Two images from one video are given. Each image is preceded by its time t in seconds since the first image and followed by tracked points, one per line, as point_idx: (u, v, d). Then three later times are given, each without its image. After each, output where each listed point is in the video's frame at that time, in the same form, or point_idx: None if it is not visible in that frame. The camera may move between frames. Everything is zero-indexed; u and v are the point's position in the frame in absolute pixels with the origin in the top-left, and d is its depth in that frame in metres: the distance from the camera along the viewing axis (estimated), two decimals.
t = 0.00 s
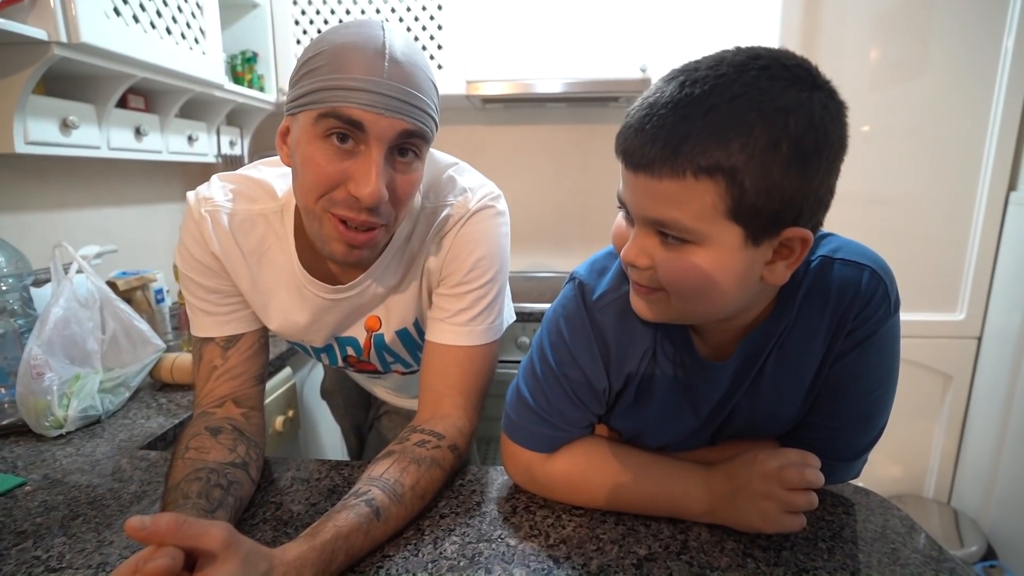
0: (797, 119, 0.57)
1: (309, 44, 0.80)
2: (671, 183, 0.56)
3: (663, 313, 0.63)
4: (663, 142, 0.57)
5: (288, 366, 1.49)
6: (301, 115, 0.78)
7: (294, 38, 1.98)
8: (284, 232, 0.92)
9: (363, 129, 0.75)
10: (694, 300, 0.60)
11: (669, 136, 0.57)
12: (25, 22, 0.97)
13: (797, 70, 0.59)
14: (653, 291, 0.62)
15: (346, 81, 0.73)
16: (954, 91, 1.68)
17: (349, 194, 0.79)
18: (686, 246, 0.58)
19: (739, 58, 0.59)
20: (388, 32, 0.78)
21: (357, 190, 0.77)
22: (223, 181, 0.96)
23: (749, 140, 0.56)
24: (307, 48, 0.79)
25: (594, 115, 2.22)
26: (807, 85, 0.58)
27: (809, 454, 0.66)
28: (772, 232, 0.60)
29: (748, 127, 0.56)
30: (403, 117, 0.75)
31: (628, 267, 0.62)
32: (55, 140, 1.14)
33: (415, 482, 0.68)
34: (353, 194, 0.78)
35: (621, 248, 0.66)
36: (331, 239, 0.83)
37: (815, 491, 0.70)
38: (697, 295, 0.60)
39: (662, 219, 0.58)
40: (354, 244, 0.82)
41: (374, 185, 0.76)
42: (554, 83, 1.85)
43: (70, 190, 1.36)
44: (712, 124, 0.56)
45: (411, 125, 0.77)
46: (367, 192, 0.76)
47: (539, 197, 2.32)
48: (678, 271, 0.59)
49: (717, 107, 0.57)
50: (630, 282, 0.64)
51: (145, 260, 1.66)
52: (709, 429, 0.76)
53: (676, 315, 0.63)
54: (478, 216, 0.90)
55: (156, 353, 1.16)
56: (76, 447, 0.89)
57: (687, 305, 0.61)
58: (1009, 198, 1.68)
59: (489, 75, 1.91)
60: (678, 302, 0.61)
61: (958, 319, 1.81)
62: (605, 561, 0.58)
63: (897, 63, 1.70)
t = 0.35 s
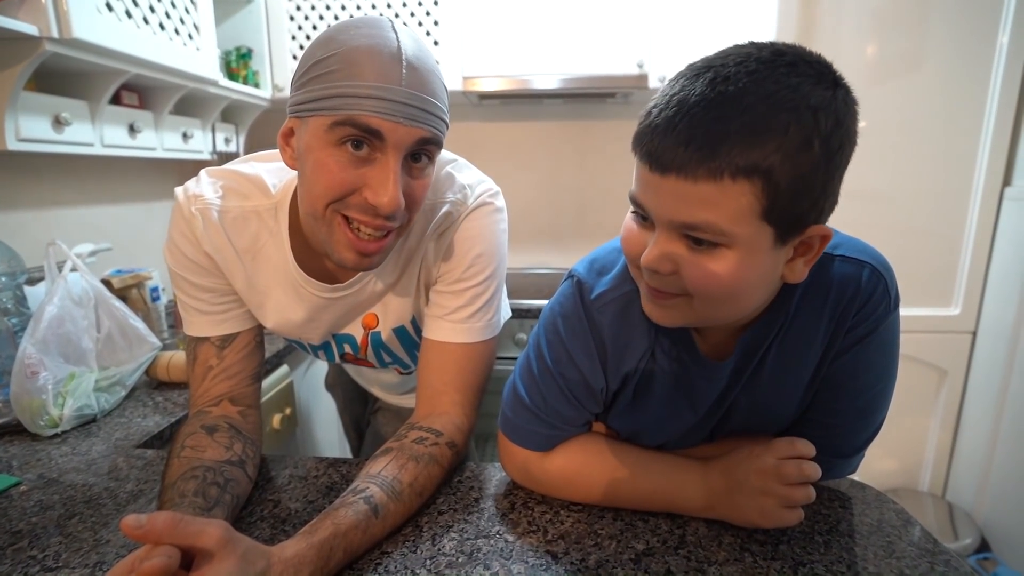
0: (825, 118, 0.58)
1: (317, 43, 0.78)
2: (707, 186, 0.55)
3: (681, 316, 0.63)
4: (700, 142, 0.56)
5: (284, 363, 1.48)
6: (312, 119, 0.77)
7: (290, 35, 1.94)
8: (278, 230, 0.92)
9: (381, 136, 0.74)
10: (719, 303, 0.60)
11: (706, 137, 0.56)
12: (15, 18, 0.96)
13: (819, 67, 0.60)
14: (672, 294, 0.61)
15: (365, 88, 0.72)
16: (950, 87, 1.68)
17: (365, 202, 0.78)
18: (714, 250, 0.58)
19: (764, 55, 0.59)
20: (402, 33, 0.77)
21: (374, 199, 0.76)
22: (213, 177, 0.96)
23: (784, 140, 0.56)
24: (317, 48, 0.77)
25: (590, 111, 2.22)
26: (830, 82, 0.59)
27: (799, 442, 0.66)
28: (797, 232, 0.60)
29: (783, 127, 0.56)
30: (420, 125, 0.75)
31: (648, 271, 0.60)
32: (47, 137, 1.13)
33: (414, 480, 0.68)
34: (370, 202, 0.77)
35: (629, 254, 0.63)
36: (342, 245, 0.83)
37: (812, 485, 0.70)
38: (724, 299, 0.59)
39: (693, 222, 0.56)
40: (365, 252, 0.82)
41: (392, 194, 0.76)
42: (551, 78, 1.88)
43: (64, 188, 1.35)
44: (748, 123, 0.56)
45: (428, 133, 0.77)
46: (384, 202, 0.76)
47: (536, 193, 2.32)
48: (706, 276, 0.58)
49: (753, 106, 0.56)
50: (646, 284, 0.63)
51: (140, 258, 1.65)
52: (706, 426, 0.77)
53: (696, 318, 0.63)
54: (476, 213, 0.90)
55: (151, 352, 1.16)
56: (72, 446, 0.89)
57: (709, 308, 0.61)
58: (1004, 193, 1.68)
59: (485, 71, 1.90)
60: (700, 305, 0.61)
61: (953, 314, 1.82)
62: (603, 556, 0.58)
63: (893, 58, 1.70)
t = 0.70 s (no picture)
0: (831, 118, 0.58)
1: (302, 51, 0.74)
2: (720, 188, 0.55)
3: (689, 316, 0.63)
4: (712, 145, 0.55)
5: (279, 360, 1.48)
6: (320, 138, 0.74)
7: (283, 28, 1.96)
8: (271, 226, 0.91)
9: (404, 144, 0.74)
10: (727, 302, 0.60)
11: (717, 140, 0.55)
12: (4, 13, 0.94)
13: (822, 65, 0.60)
14: (680, 295, 0.61)
15: (378, 101, 0.70)
16: (944, 82, 1.69)
17: (396, 211, 0.77)
18: (723, 250, 0.57)
19: (770, 54, 0.59)
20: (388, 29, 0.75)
21: (406, 205, 0.76)
22: (206, 174, 0.95)
23: (794, 140, 0.56)
24: (306, 59, 0.74)
25: (585, 106, 2.21)
26: (831, 79, 0.60)
27: (794, 439, 0.65)
28: (801, 229, 0.60)
29: (792, 127, 0.56)
30: (436, 123, 0.75)
31: (656, 273, 0.60)
32: (38, 134, 1.12)
33: (409, 476, 0.68)
34: (402, 209, 0.76)
35: (631, 253, 0.63)
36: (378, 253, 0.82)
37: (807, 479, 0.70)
38: (734, 299, 0.59)
39: (702, 224, 0.56)
40: (401, 253, 0.82)
41: (423, 195, 0.75)
42: (547, 74, 1.88)
43: (56, 185, 1.34)
44: (758, 124, 0.56)
45: (441, 127, 0.77)
46: (418, 205, 0.75)
47: (531, 188, 2.31)
48: (717, 277, 0.58)
49: (764, 107, 0.56)
50: (651, 284, 0.63)
51: (133, 255, 1.64)
52: (700, 420, 0.77)
53: (704, 317, 0.63)
54: (472, 209, 0.90)
55: (145, 349, 1.15)
56: (64, 445, 0.88)
57: (718, 308, 0.61)
58: (997, 188, 1.69)
59: (480, 66, 1.90)
60: (709, 306, 0.61)
61: (946, 308, 1.83)
62: (598, 551, 0.58)
63: (887, 54, 1.70)
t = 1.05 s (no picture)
0: (819, 124, 0.58)
1: (299, 62, 0.73)
2: (714, 199, 0.55)
3: (689, 322, 0.63)
4: (705, 156, 0.55)
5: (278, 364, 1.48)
6: (329, 152, 0.74)
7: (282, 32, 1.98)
8: (269, 230, 0.90)
9: (414, 151, 0.74)
10: (726, 309, 0.60)
11: (710, 151, 0.55)
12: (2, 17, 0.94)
13: (808, 71, 0.60)
14: (679, 302, 0.61)
15: (386, 113, 0.71)
16: (939, 84, 1.70)
17: (408, 215, 0.78)
18: (720, 258, 0.57)
19: (756, 63, 0.59)
20: (384, 36, 0.74)
21: (420, 208, 0.76)
22: (205, 178, 0.95)
23: (785, 147, 0.56)
24: (306, 72, 0.73)
25: (583, 109, 2.22)
26: (818, 85, 0.60)
27: (791, 441, 0.66)
28: (796, 232, 0.60)
29: (783, 134, 0.56)
30: (441, 127, 0.76)
31: (654, 283, 0.60)
32: (35, 137, 1.12)
33: (408, 480, 0.68)
34: (415, 213, 0.77)
35: (627, 262, 0.63)
36: (389, 255, 0.82)
37: (804, 481, 0.70)
38: (731, 305, 0.59)
39: (698, 235, 0.56)
40: (411, 254, 0.82)
41: (435, 197, 0.76)
42: (545, 77, 1.87)
43: (53, 189, 1.34)
44: (750, 133, 0.56)
45: (446, 131, 0.78)
46: (431, 207, 0.76)
47: (529, 191, 2.32)
48: (715, 285, 0.58)
49: (753, 116, 0.56)
50: (649, 292, 0.63)
51: (131, 259, 1.64)
52: (697, 421, 0.77)
53: (703, 323, 0.63)
54: (471, 213, 0.90)
55: (142, 353, 1.15)
56: (61, 450, 0.88)
57: (716, 314, 0.61)
58: (993, 189, 1.69)
59: (477, 69, 1.90)
60: (707, 312, 0.61)
61: (943, 310, 1.83)
62: (597, 555, 0.58)
63: (883, 57, 1.71)
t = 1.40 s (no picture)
0: (818, 127, 0.59)
1: (297, 62, 0.73)
2: (721, 211, 0.55)
3: (696, 330, 0.64)
4: (711, 168, 0.55)
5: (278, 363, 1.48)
6: (325, 151, 0.74)
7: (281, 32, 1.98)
8: (269, 230, 0.91)
9: (410, 150, 0.74)
10: (734, 316, 0.60)
11: (716, 163, 0.55)
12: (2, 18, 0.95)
13: (802, 74, 0.61)
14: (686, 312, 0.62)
15: (382, 112, 0.71)
16: (938, 83, 1.70)
17: (403, 212, 0.77)
18: (728, 268, 0.58)
19: (753, 68, 0.59)
20: (381, 35, 0.74)
21: (416, 208, 0.76)
22: (205, 179, 0.95)
23: (788, 153, 0.56)
24: (303, 72, 0.73)
25: (582, 109, 2.22)
26: (813, 87, 0.60)
27: (791, 435, 0.66)
28: (799, 234, 0.61)
29: (786, 141, 0.56)
30: (438, 127, 0.76)
31: (662, 295, 0.60)
32: (34, 138, 1.12)
33: (408, 479, 0.68)
34: (411, 211, 0.77)
35: (630, 273, 0.63)
36: (386, 253, 0.82)
37: (804, 479, 0.70)
38: (739, 312, 0.60)
39: (707, 247, 0.56)
40: (408, 252, 0.82)
41: (431, 196, 0.76)
42: (544, 76, 1.86)
43: (53, 190, 1.34)
44: (754, 142, 0.56)
45: (442, 130, 0.78)
46: (427, 206, 0.76)
47: (529, 190, 2.32)
48: (723, 295, 0.58)
49: (756, 124, 0.56)
50: (654, 302, 0.63)
51: (131, 259, 1.64)
52: (697, 419, 0.77)
53: (710, 329, 0.64)
54: (469, 212, 0.90)
55: (143, 353, 1.15)
56: (63, 450, 0.88)
57: (724, 321, 0.62)
58: (993, 187, 1.69)
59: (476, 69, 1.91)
60: (715, 320, 0.62)
61: (942, 308, 1.84)
62: (597, 553, 0.58)
63: (882, 55, 1.71)
